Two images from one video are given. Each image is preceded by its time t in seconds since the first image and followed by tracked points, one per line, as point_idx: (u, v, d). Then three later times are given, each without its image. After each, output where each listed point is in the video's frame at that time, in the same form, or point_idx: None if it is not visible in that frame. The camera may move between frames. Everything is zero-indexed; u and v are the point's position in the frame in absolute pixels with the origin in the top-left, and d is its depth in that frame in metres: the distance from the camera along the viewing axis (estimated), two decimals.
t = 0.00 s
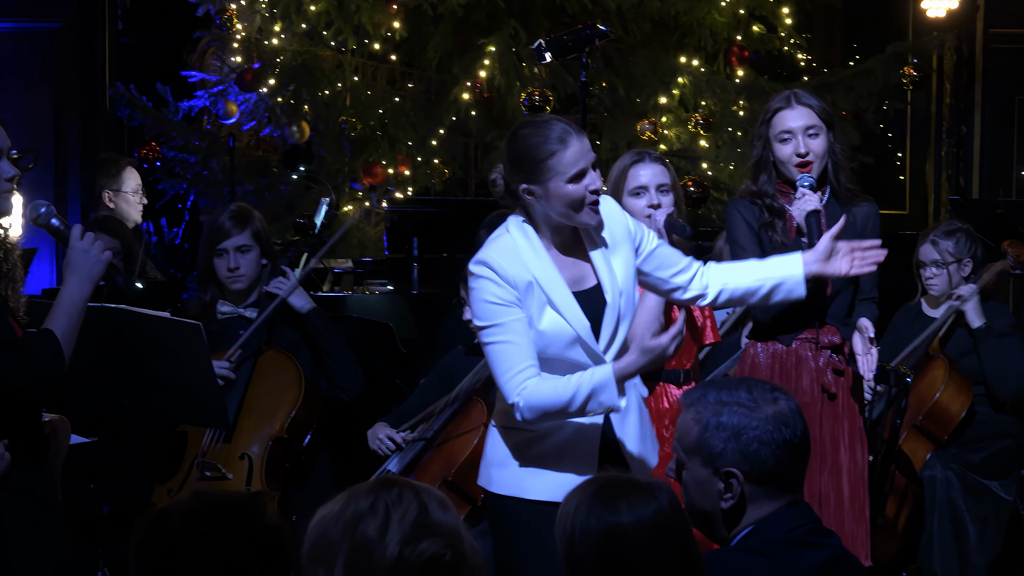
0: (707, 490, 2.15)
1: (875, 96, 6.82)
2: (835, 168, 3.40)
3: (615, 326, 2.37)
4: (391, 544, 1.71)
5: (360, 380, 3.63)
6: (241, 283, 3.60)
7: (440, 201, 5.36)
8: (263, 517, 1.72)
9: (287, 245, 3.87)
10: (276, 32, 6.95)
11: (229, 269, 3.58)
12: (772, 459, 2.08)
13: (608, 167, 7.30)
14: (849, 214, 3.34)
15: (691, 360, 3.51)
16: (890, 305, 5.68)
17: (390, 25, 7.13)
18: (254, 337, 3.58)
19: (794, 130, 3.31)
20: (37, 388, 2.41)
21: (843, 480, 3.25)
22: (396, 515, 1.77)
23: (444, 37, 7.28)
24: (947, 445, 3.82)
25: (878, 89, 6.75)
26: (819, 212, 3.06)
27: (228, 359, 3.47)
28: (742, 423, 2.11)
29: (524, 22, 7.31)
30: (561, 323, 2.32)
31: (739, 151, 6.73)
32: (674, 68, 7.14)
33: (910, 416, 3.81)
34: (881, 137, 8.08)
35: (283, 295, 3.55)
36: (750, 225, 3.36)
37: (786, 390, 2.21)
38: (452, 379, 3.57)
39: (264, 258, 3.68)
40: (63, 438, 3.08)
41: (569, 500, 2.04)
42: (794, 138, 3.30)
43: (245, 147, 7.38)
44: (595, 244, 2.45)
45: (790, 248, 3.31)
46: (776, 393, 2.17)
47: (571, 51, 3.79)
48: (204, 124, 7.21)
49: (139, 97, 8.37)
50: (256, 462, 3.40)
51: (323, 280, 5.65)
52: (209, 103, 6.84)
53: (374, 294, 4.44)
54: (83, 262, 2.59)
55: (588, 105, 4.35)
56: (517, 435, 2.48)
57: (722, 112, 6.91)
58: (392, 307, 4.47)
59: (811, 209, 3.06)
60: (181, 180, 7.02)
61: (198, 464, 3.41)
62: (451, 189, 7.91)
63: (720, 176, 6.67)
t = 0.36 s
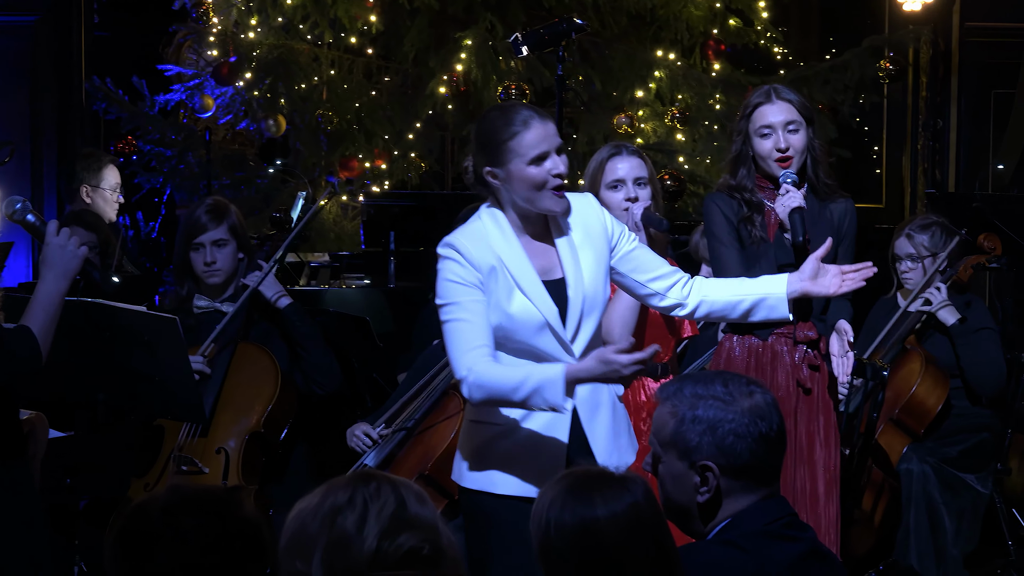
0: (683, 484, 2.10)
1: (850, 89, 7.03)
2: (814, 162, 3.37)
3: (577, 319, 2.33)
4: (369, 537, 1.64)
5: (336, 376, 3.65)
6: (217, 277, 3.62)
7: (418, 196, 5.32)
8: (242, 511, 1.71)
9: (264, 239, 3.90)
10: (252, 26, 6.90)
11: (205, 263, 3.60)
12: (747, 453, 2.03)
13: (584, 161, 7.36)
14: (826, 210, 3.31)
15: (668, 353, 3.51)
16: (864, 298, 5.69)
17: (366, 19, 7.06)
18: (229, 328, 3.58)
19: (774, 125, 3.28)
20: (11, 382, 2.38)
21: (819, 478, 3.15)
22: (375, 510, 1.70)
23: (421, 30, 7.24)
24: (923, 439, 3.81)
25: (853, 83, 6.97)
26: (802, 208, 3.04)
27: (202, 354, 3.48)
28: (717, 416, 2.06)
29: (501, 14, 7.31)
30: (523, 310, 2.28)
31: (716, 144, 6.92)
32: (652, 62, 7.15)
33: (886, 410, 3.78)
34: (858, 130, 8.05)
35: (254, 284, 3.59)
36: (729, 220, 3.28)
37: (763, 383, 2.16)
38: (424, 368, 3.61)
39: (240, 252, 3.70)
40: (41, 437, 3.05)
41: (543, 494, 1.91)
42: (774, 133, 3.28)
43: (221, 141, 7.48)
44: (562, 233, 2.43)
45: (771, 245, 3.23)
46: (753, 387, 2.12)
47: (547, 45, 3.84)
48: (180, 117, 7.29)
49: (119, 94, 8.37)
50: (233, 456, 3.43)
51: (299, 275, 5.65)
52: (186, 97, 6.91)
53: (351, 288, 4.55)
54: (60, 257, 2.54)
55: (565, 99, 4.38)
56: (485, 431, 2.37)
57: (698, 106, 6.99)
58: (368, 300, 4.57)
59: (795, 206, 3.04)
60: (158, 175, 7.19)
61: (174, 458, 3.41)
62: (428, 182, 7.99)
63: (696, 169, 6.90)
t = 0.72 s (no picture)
0: (666, 482, 2.09)
1: (833, 87, 6.95)
2: (800, 160, 3.36)
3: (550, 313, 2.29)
4: (352, 536, 1.60)
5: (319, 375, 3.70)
6: (200, 276, 3.63)
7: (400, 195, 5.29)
8: (224, 511, 1.70)
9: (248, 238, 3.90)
10: (234, 24, 7.08)
11: (188, 262, 3.61)
12: (731, 453, 2.03)
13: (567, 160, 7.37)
14: (809, 207, 3.26)
15: (654, 351, 3.49)
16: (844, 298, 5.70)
17: (348, 18, 7.07)
18: (210, 329, 3.63)
19: (763, 122, 3.18)
20: None
21: (801, 476, 3.08)
22: (358, 509, 1.67)
23: (403, 29, 7.22)
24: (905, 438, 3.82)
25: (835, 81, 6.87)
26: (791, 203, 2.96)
27: (184, 350, 3.50)
28: (699, 416, 2.05)
29: (484, 14, 7.30)
30: (494, 299, 2.28)
31: (699, 144, 6.92)
32: (633, 61, 7.14)
33: (868, 409, 3.78)
34: (840, 130, 7.99)
35: (239, 285, 3.60)
36: (714, 214, 3.21)
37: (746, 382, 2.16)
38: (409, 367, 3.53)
39: (224, 251, 3.71)
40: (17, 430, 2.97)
41: (531, 491, 1.92)
42: (763, 131, 3.18)
43: (204, 140, 7.52)
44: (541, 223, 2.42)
45: (757, 240, 3.15)
46: (736, 387, 2.11)
47: (529, 44, 3.86)
48: (162, 117, 7.32)
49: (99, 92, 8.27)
50: (215, 456, 3.41)
51: (281, 274, 5.62)
52: (168, 96, 7.00)
53: (333, 287, 4.54)
54: (43, 262, 2.56)
55: (547, 97, 4.40)
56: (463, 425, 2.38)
57: (681, 106, 7.01)
58: (351, 298, 4.56)
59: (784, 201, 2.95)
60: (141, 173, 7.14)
61: (156, 458, 3.41)
62: (411, 182, 8.00)
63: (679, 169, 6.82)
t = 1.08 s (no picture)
0: (650, 481, 2.07)
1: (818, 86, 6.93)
2: (784, 159, 3.33)
3: (532, 309, 2.20)
4: (336, 536, 1.59)
5: (304, 373, 3.70)
6: (185, 274, 3.65)
7: (386, 193, 5.30)
8: (206, 510, 1.71)
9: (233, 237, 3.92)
10: (218, 23, 7.08)
11: (173, 260, 3.63)
12: (715, 452, 2.01)
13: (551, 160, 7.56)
14: (795, 207, 3.23)
15: (644, 349, 3.46)
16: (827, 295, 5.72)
17: (333, 17, 7.18)
18: (195, 327, 3.60)
19: (745, 122, 3.15)
20: None
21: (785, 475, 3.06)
22: (342, 507, 1.65)
23: (387, 28, 7.21)
24: (890, 436, 3.82)
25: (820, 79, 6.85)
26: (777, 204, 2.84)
27: (169, 351, 3.51)
28: (683, 414, 2.03)
29: (468, 12, 7.34)
30: (477, 293, 2.24)
31: (682, 143, 6.97)
32: (618, 60, 7.23)
33: (853, 407, 3.79)
34: (825, 129, 7.97)
35: (220, 284, 3.62)
36: (699, 216, 3.18)
37: (729, 380, 2.14)
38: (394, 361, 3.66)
39: (208, 249, 3.72)
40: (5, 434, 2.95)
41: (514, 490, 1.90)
42: (746, 131, 3.15)
43: (189, 139, 7.57)
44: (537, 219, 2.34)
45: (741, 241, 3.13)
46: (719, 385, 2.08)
47: (513, 42, 3.85)
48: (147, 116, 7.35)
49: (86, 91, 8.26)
50: (199, 455, 3.42)
51: (266, 273, 5.62)
52: (152, 95, 7.03)
53: (317, 286, 4.53)
54: (28, 260, 2.73)
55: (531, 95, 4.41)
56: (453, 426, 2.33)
57: (665, 104, 7.11)
58: (335, 297, 4.57)
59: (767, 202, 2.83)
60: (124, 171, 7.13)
61: (141, 457, 3.42)
62: (396, 180, 8.05)
63: (663, 168, 6.79)
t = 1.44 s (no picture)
0: (635, 480, 2.05)
1: (803, 85, 7.07)
2: (767, 158, 3.30)
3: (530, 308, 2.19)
4: (322, 536, 1.58)
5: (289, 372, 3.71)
6: (170, 273, 3.67)
7: (372, 192, 5.23)
8: (191, 510, 1.71)
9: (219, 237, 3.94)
10: (204, 23, 7.18)
11: (157, 260, 3.64)
12: (701, 449, 2.00)
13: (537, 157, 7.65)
14: (780, 205, 3.20)
15: (633, 348, 3.81)
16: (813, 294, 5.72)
17: (318, 16, 7.22)
18: (180, 328, 3.60)
19: (730, 119, 3.15)
20: None
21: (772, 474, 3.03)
22: (328, 507, 1.65)
23: (373, 28, 7.28)
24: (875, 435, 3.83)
25: (805, 78, 7.02)
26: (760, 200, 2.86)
27: (156, 353, 3.48)
28: (669, 412, 2.02)
29: (453, 12, 7.42)
30: (485, 287, 2.26)
31: (668, 141, 7.02)
32: (603, 58, 7.30)
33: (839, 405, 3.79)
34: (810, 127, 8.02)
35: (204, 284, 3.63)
36: (683, 213, 3.17)
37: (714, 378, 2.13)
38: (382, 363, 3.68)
39: (193, 249, 3.74)
40: None
41: (499, 490, 1.91)
42: (730, 128, 3.15)
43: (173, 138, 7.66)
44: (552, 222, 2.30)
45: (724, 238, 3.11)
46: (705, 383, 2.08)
47: (498, 43, 3.82)
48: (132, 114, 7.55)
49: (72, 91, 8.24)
50: (185, 454, 3.42)
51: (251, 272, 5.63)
52: (138, 94, 6.98)
53: (303, 285, 4.54)
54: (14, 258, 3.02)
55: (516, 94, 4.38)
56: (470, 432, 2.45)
57: (650, 103, 7.19)
58: (321, 297, 4.57)
59: (750, 198, 2.85)
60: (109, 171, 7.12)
61: (127, 457, 3.40)
62: (382, 179, 8.08)
63: (648, 166, 6.99)
